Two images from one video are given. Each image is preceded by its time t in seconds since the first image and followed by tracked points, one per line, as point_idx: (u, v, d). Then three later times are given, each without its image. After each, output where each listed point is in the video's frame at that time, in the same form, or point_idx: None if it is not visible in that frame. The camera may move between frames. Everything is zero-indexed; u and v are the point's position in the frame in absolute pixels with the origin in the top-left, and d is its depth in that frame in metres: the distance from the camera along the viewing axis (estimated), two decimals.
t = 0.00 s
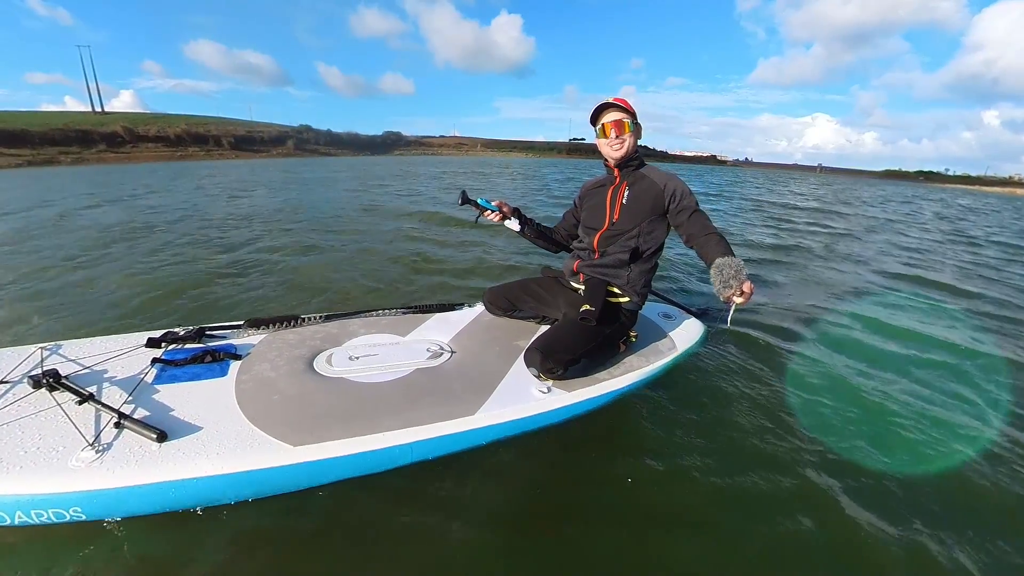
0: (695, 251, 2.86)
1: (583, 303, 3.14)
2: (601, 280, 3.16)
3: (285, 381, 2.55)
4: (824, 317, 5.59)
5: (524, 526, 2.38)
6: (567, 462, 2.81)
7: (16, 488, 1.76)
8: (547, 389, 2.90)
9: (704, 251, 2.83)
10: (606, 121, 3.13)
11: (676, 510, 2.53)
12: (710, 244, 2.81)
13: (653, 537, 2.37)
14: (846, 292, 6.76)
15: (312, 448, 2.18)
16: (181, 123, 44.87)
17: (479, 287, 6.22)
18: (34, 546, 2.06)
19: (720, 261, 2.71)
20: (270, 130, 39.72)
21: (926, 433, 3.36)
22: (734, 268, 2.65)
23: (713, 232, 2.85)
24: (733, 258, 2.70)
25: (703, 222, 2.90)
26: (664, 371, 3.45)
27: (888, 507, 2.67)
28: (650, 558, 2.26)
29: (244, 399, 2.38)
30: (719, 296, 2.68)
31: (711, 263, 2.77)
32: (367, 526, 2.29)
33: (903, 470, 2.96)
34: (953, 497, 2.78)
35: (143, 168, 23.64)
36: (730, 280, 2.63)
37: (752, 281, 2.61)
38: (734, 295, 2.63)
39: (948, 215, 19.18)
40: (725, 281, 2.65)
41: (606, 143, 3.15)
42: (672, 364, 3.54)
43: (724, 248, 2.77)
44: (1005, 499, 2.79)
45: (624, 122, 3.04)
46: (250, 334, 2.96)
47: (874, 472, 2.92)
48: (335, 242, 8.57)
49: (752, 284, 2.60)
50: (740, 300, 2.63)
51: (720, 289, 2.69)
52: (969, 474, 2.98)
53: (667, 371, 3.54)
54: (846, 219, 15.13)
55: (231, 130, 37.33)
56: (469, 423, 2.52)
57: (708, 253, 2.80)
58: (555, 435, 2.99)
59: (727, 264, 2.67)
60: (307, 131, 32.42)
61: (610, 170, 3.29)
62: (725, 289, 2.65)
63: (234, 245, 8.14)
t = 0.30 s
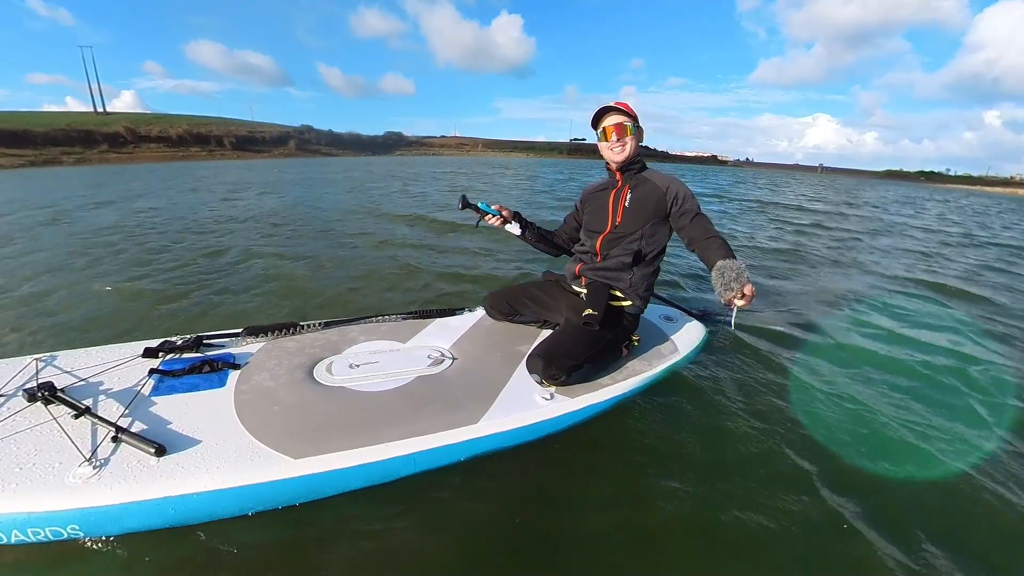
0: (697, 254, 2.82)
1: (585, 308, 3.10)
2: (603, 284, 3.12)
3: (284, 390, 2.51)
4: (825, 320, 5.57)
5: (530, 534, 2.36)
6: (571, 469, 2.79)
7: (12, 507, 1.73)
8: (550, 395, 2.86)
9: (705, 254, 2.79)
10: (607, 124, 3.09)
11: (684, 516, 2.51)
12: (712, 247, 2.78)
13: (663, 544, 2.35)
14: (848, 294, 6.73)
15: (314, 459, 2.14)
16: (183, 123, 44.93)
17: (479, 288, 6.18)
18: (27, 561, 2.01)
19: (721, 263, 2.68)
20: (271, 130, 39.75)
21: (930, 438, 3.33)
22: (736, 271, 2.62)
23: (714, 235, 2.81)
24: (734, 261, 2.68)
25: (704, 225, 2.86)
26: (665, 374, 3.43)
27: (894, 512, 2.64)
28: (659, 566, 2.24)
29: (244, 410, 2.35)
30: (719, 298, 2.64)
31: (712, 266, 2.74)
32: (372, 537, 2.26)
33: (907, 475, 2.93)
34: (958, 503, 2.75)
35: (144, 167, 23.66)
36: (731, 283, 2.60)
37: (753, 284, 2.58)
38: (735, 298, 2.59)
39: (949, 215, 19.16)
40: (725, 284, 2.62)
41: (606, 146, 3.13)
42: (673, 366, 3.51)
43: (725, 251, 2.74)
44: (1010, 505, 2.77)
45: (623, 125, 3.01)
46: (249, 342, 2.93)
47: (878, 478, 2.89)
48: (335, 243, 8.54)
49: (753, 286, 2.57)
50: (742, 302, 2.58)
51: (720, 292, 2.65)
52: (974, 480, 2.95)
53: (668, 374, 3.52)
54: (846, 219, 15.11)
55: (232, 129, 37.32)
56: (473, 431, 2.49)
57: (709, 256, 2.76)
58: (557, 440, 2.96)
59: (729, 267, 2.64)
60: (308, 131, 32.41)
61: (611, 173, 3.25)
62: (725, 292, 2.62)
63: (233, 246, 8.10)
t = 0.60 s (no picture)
0: (701, 258, 2.77)
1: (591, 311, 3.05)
2: (609, 287, 3.07)
3: (287, 397, 2.47)
4: (830, 323, 5.53)
5: (536, 551, 2.25)
6: (577, 476, 2.72)
7: (9, 521, 1.68)
8: (557, 400, 2.81)
9: (709, 258, 2.73)
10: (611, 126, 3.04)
11: (689, 523, 2.46)
12: (717, 250, 2.72)
13: (672, 561, 2.26)
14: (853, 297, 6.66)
15: (318, 469, 2.09)
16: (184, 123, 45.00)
17: (482, 290, 6.13)
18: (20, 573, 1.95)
19: (726, 265, 2.62)
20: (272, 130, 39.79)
21: (940, 447, 3.26)
22: (741, 273, 2.56)
23: (720, 238, 2.76)
24: (739, 263, 2.62)
25: (709, 229, 2.80)
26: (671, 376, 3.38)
27: (906, 527, 2.56)
28: None
29: (247, 417, 2.30)
30: (724, 300, 2.58)
31: (717, 268, 2.67)
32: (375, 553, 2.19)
33: (916, 487, 2.86)
34: (970, 515, 2.68)
35: (147, 167, 23.70)
36: (736, 284, 2.54)
37: (758, 285, 2.52)
38: (740, 299, 2.54)
39: (951, 215, 19.13)
40: (730, 286, 2.55)
41: (605, 149, 3.10)
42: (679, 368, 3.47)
43: (731, 254, 2.68)
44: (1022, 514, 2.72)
45: (625, 129, 2.97)
46: (250, 348, 2.88)
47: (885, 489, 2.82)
48: (337, 244, 8.50)
49: (759, 287, 2.52)
50: (747, 304, 2.54)
51: (726, 293, 2.58)
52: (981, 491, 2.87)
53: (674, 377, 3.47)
54: (849, 220, 15.07)
55: (233, 129, 37.37)
56: (480, 438, 2.43)
57: (714, 258, 2.71)
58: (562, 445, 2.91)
59: (734, 269, 2.58)
60: (310, 132, 32.41)
61: (616, 176, 3.20)
62: (730, 293, 2.55)
63: (234, 247, 8.06)
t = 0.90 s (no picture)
0: (707, 258, 2.68)
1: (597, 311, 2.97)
2: (614, 286, 2.99)
3: (286, 400, 2.38)
4: (837, 323, 5.44)
5: (546, 561, 2.12)
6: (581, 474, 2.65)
7: None
8: (564, 401, 2.72)
9: (715, 258, 2.64)
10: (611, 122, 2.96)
11: (696, 522, 2.38)
12: (722, 249, 2.62)
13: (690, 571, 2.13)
14: (859, 298, 6.57)
15: (320, 475, 2.00)
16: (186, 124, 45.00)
17: (483, 290, 6.04)
18: None
19: (731, 264, 2.53)
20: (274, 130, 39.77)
21: (957, 449, 3.16)
22: (746, 273, 2.48)
23: (725, 238, 2.66)
24: (745, 263, 2.53)
25: (715, 228, 2.71)
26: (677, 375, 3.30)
27: (930, 532, 2.45)
28: None
29: (246, 421, 2.21)
30: (728, 301, 2.51)
31: (721, 267, 2.59)
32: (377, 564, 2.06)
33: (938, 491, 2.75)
34: (991, 519, 2.58)
35: (149, 167, 23.66)
36: (741, 284, 2.46)
37: (764, 286, 2.44)
38: (745, 299, 2.46)
39: (955, 216, 19.03)
40: (735, 286, 2.48)
41: (601, 149, 3.05)
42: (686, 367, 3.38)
43: (737, 253, 2.59)
44: None
45: (613, 129, 2.87)
46: (247, 348, 2.79)
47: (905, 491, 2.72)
48: (337, 244, 8.42)
49: (764, 288, 2.44)
50: (752, 305, 2.46)
51: (730, 294, 2.51)
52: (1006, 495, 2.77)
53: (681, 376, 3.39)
54: (852, 220, 14.99)
55: (235, 130, 37.34)
56: (487, 441, 2.34)
57: (719, 258, 2.62)
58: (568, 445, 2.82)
59: (739, 268, 2.49)
60: (311, 132, 32.36)
61: (619, 174, 3.10)
62: (735, 293, 2.48)
63: (233, 246, 7.98)
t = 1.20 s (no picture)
0: (705, 253, 2.66)
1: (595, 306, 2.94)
2: (613, 281, 2.96)
3: (282, 396, 2.36)
4: (837, 320, 5.41)
5: (543, 556, 2.10)
6: (576, 468, 2.63)
7: None
8: (562, 396, 2.70)
9: (713, 253, 2.62)
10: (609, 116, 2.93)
11: (690, 514, 2.38)
12: (721, 244, 2.60)
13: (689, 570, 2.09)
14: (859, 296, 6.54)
15: (317, 471, 1.98)
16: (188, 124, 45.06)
17: (482, 287, 6.02)
18: None
19: (729, 259, 2.50)
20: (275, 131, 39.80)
21: (958, 444, 3.14)
22: (744, 268, 2.45)
23: (724, 233, 2.64)
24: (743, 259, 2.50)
25: (714, 224, 2.69)
26: (675, 369, 3.28)
27: (929, 523, 2.45)
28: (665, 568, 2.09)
29: (241, 418, 2.19)
30: (725, 296, 2.48)
31: (719, 262, 2.57)
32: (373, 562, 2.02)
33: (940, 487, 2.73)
34: (989, 512, 2.57)
35: (152, 168, 23.70)
36: (738, 280, 2.43)
37: (760, 281, 2.42)
38: (741, 295, 2.43)
39: (956, 215, 18.98)
40: (732, 281, 2.45)
41: (599, 145, 3.03)
42: (684, 361, 3.36)
43: (736, 248, 2.57)
44: None
45: (612, 125, 2.85)
46: (242, 345, 2.77)
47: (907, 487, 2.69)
48: (337, 242, 8.39)
49: (761, 284, 2.41)
50: (749, 301, 2.43)
51: (727, 288, 2.48)
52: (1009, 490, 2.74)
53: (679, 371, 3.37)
54: (853, 220, 14.95)
55: (236, 130, 37.34)
56: (485, 436, 2.32)
57: (717, 253, 2.60)
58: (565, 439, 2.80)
59: (737, 263, 2.47)
60: (312, 132, 32.37)
61: (617, 169, 3.08)
62: (732, 289, 2.45)
63: (232, 245, 7.96)
